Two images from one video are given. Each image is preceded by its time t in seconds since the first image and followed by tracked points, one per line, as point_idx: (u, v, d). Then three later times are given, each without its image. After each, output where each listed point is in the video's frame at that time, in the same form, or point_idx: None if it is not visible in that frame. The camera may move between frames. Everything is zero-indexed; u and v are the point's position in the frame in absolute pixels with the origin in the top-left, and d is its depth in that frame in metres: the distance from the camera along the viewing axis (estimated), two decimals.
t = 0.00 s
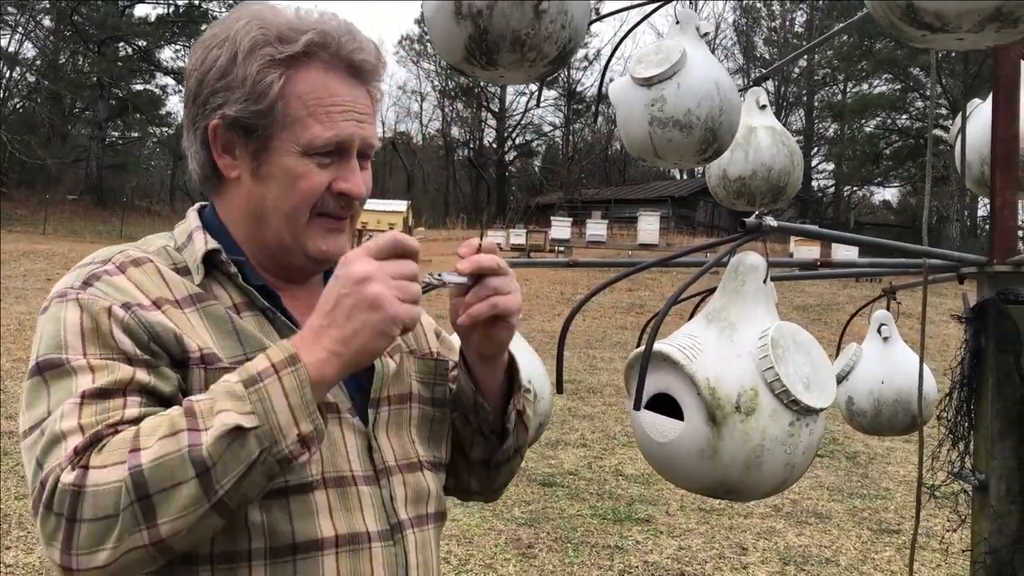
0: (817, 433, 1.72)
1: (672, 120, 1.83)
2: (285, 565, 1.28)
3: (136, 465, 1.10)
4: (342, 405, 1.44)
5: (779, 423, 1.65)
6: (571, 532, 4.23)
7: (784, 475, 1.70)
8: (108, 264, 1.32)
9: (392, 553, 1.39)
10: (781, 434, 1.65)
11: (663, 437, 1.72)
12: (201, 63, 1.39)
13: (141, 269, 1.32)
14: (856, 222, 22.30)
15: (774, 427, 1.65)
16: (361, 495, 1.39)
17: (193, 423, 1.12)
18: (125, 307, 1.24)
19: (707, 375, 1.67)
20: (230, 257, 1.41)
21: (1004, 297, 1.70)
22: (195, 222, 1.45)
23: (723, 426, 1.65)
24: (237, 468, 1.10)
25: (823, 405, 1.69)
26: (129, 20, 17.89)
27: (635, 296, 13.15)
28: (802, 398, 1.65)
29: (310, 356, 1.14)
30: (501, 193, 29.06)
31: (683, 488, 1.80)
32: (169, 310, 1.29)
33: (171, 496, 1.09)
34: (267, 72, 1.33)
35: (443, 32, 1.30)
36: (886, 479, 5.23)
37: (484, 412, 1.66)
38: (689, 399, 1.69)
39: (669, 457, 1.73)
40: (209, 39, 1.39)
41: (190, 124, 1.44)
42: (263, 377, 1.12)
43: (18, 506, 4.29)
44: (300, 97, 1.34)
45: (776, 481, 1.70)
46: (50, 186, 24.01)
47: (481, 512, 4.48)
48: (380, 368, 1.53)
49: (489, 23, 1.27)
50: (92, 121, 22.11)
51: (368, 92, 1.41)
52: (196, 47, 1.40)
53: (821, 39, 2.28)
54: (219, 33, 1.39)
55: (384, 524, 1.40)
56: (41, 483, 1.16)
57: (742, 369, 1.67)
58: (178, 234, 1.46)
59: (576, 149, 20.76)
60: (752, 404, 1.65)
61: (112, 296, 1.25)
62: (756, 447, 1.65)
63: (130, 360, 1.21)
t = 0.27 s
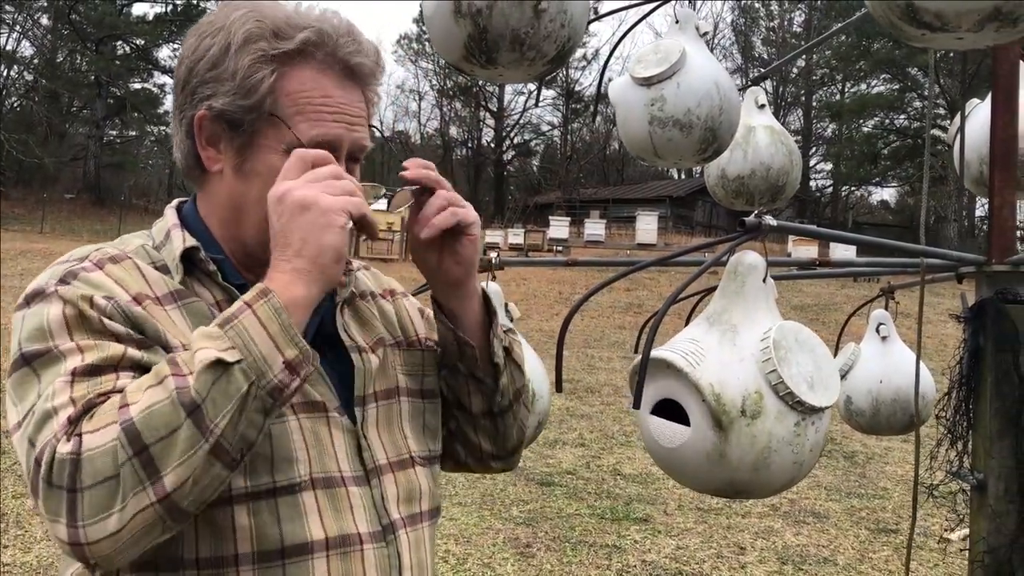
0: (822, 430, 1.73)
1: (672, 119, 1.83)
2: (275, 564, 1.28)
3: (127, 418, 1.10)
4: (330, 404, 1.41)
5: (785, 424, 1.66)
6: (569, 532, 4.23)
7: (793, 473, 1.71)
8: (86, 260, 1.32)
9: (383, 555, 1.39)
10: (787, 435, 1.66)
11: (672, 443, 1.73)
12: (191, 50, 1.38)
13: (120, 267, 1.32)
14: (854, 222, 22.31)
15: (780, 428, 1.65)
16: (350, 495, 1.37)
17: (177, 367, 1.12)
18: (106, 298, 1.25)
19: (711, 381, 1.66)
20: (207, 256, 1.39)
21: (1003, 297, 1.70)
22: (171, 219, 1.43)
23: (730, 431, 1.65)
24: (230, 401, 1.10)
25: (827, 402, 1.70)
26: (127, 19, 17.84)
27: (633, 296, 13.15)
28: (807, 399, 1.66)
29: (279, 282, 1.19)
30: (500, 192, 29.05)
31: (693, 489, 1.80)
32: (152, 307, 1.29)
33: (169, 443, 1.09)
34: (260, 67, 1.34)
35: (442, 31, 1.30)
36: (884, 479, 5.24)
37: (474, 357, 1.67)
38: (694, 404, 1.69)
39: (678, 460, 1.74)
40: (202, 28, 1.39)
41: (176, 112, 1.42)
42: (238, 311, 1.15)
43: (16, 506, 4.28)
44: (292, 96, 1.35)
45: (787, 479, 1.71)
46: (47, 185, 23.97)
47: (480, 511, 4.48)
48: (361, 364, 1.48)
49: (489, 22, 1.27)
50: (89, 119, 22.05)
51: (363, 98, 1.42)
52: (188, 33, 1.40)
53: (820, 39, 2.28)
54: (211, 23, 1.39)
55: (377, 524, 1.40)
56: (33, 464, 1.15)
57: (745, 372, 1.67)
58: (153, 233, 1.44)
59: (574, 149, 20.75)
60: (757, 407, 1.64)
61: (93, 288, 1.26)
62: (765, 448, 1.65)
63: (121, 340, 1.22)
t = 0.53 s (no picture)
0: (815, 429, 1.73)
1: (669, 117, 1.83)
2: (255, 574, 1.26)
3: (100, 407, 1.09)
4: (314, 408, 1.40)
5: (778, 420, 1.65)
6: (567, 530, 4.23)
7: (784, 471, 1.70)
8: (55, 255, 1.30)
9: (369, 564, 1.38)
10: (779, 431, 1.66)
11: (663, 436, 1.73)
12: (198, 43, 1.35)
13: (94, 261, 1.31)
14: (852, 221, 22.31)
15: (773, 424, 1.65)
16: (334, 501, 1.37)
17: (151, 352, 1.12)
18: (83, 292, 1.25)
19: (705, 374, 1.66)
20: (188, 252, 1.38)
21: (1001, 295, 1.70)
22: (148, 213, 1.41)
23: (722, 424, 1.65)
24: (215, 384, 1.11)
25: (821, 401, 1.69)
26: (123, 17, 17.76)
27: (630, 294, 13.14)
28: (800, 396, 1.65)
29: (253, 259, 1.20)
30: (496, 191, 29.02)
31: (683, 485, 1.80)
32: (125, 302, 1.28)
33: (149, 429, 1.09)
34: (272, 71, 1.32)
35: (439, 29, 1.29)
36: (881, 477, 5.24)
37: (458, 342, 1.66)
38: (686, 397, 1.69)
39: (670, 455, 1.74)
40: (209, 19, 1.36)
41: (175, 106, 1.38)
42: (212, 290, 1.16)
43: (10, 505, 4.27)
44: (302, 103, 1.33)
45: (777, 477, 1.70)
46: (42, 183, 23.88)
47: (477, 510, 4.47)
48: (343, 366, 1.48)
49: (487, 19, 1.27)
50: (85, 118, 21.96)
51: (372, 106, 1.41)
52: (192, 24, 1.36)
53: (817, 36, 2.27)
54: (220, 19, 1.36)
55: (364, 532, 1.39)
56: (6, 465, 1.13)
57: (739, 367, 1.67)
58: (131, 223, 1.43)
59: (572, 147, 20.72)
60: (750, 402, 1.64)
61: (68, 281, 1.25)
62: (756, 443, 1.65)
63: (97, 332, 1.22)
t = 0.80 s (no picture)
0: (797, 421, 1.72)
1: (657, 110, 1.82)
2: None
3: (94, 426, 1.05)
4: (303, 416, 1.38)
5: (759, 409, 1.66)
6: (560, 524, 4.23)
7: (764, 463, 1.69)
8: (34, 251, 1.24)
9: None
10: (761, 420, 1.65)
11: (645, 423, 1.72)
12: (178, 34, 1.28)
13: (77, 259, 1.25)
14: (845, 213, 22.34)
15: (755, 413, 1.65)
16: (322, 517, 1.34)
17: (148, 365, 1.08)
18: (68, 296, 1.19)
19: (689, 359, 1.67)
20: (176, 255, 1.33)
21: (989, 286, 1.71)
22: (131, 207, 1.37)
23: (704, 412, 1.65)
24: (218, 402, 1.09)
25: (804, 393, 1.69)
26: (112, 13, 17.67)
27: (623, 287, 13.15)
28: (783, 385, 1.65)
29: (253, 264, 1.16)
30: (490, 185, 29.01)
31: (665, 477, 1.79)
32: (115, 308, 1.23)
33: (151, 449, 1.06)
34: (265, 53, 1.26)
35: (426, 23, 1.29)
36: (874, 468, 5.26)
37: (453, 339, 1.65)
38: (670, 382, 1.69)
39: (650, 444, 1.73)
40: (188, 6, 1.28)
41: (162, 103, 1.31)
42: (210, 297, 1.12)
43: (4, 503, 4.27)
44: (301, 88, 1.27)
45: (757, 468, 1.70)
46: (33, 180, 23.79)
47: (470, 503, 4.48)
48: (332, 369, 1.46)
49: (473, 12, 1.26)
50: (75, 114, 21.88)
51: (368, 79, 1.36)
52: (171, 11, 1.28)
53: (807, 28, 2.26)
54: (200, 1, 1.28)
55: (352, 547, 1.37)
56: None
57: (723, 354, 1.67)
58: (112, 218, 1.38)
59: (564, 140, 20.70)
60: (734, 390, 1.65)
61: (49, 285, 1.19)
62: (738, 432, 1.65)
63: (85, 338, 1.17)
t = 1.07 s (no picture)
0: (772, 400, 1.73)
1: (631, 93, 1.82)
2: None
3: (96, 514, 0.99)
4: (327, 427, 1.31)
5: (733, 391, 1.67)
6: (546, 509, 4.25)
7: (741, 443, 1.71)
8: (40, 257, 1.13)
9: None
10: (736, 402, 1.67)
11: (621, 409, 1.72)
12: (166, 14, 1.20)
13: (91, 265, 1.15)
14: (832, 197, 22.38)
15: (729, 395, 1.66)
16: (343, 535, 1.29)
17: (161, 455, 1.01)
18: (75, 321, 1.08)
19: (660, 346, 1.67)
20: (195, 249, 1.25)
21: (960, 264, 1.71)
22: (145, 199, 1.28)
23: (679, 397, 1.66)
24: (225, 500, 1.01)
25: (776, 372, 1.70)
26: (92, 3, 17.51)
27: (611, 274, 13.17)
28: (756, 366, 1.66)
29: (295, 343, 1.07)
30: (477, 173, 28.95)
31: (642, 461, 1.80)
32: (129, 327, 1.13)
33: (152, 548, 0.99)
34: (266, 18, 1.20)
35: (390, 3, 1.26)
36: (858, 450, 5.30)
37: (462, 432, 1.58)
38: (644, 368, 1.70)
39: (626, 430, 1.74)
40: None
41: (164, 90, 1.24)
42: (245, 380, 1.05)
43: None
44: (309, 50, 1.21)
45: (734, 449, 1.71)
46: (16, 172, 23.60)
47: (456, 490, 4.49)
48: (366, 378, 1.42)
49: None
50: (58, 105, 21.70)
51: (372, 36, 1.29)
52: None
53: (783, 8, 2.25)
54: None
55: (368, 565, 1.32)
56: None
57: (695, 338, 1.68)
58: (129, 206, 1.28)
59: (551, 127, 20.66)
60: (707, 373, 1.66)
61: (55, 306, 1.08)
62: (712, 415, 1.66)
63: (87, 377, 1.06)
